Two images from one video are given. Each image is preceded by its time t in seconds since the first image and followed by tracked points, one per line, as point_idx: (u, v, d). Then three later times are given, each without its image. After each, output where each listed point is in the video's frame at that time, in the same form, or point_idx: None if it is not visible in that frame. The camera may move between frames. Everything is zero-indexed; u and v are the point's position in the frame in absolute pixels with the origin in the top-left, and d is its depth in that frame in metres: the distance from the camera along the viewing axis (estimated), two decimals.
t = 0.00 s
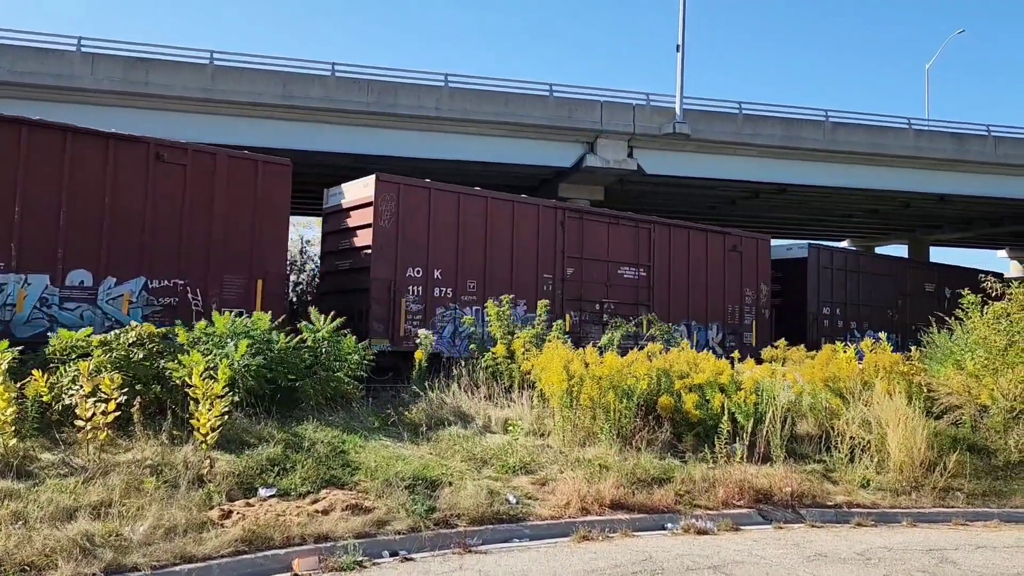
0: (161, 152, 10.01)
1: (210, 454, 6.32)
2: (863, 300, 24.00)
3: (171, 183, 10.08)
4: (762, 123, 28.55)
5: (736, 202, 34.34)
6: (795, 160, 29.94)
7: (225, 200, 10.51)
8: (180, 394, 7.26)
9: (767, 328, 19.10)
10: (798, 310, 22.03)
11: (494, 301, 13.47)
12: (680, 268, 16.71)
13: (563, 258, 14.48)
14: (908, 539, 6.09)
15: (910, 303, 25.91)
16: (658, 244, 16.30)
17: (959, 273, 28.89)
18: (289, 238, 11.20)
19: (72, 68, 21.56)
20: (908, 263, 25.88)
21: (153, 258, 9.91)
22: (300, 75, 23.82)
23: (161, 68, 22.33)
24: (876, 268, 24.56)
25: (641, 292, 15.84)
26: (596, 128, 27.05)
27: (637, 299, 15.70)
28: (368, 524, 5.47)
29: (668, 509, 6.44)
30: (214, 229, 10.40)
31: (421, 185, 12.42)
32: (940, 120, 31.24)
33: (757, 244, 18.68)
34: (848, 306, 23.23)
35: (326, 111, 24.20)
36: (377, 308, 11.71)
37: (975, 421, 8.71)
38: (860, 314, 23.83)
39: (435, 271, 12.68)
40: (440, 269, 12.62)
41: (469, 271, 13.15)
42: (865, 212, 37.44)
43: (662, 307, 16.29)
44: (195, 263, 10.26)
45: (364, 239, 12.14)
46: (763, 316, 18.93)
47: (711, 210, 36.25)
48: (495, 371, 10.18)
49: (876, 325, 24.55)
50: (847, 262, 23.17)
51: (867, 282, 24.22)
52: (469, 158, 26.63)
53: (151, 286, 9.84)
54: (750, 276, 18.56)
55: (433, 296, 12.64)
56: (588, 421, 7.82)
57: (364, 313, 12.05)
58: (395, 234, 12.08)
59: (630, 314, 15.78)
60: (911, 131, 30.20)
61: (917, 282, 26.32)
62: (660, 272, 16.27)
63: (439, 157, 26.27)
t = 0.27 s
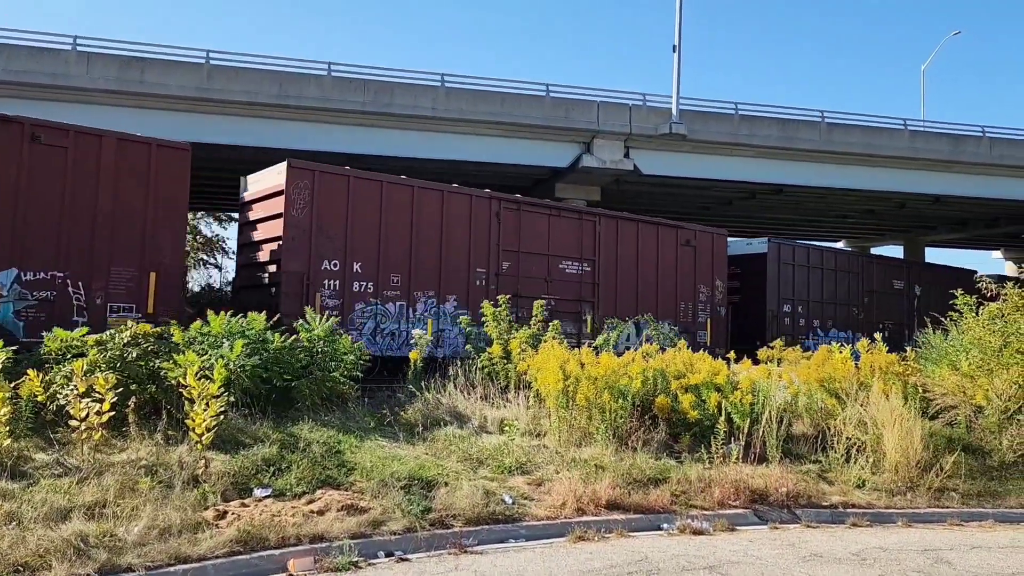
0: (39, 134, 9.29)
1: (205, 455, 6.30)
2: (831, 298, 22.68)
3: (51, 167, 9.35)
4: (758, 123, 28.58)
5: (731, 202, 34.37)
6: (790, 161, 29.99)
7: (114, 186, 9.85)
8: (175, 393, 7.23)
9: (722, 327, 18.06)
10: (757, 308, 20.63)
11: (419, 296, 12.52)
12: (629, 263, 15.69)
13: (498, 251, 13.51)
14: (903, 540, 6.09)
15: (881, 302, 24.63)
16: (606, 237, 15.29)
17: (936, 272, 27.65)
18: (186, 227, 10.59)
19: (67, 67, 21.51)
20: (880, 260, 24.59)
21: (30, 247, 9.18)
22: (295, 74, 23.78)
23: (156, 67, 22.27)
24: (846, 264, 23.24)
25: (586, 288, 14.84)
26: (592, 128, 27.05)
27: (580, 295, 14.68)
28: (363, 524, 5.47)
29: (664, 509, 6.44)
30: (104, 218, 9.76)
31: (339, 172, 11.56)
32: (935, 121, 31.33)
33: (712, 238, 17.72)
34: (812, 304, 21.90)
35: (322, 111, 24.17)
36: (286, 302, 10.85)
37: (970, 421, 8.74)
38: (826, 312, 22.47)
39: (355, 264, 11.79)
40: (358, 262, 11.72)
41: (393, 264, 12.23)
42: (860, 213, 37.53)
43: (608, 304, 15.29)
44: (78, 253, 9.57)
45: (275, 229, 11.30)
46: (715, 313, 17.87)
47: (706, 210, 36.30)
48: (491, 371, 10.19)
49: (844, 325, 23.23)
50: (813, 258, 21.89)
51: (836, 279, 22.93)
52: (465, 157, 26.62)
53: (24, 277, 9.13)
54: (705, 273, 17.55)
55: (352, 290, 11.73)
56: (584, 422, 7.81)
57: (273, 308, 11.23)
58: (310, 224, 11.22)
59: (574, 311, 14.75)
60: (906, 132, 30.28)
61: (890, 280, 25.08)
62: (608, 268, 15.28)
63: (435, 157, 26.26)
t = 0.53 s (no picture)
0: None
1: (200, 456, 6.28)
2: (795, 295, 21.26)
3: None
4: (754, 124, 28.64)
5: (727, 204, 34.42)
6: (787, 162, 30.04)
7: None
8: (171, 394, 7.21)
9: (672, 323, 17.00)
10: (713, 306, 19.24)
11: (336, 290, 11.63)
12: (571, 258, 14.79)
13: (426, 244, 12.61)
14: (899, 541, 6.10)
15: (851, 301, 23.14)
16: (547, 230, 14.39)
17: (913, 270, 26.13)
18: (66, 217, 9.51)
19: (63, 67, 21.47)
20: (850, 256, 23.13)
21: None
22: (292, 75, 23.77)
23: (152, 67, 22.23)
24: (813, 261, 21.82)
25: (524, 283, 13.95)
26: (589, 129, 27.07)
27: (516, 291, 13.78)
28: (360, 525, 5.45)
29: (660, 510, 6.44)
30: None
31: (245, 157, 10.67)
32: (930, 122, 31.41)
33: (662, 232, 16.77)
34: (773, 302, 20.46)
35: (319, 111, 24.16)
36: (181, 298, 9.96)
37: (966, 422, 8.75)
38: (787, 311, 20.96)
39: (263, 257, 10.91)
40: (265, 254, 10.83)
41: (307, 257, 11.34)
42: (857, 215, 37.61)
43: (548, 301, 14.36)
44: None
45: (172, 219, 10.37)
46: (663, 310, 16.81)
47: (703, 211, 36.35)
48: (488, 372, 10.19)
49: (809, 324, 21.72)
50: (774, 254, 20.51)
51: (802, 275, 21.49)
52: (462, 158, 26.62)
53: None
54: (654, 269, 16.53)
55: (260, 284, 10.84)
56: (581, 423, 7.82)
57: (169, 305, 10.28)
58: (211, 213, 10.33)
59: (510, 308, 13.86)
60: (902, 133, 30.36)
61: (860, 278, 23.59)
62: (549, 262, 14.39)
63: (431, 157, 26.26)
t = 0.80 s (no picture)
0: None
1: (197, 457, 6.28)
2: (756, 292, 19.79)
3: None
4: (751, 125, 28.66)
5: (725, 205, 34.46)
6: (784, 163, 30.08)
7: None
8: (167, 395, 7.20)
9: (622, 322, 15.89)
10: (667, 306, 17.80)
11: (240, 284, 10.66)
12: (510, 252, 13.79)
13: (345, 236, 11.64)
14: (896, 542, 6.10)
15: (816, 299, 21.68)
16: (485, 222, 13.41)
17: (883, 267, 24.67)
18: None
19: (59, 67, 21.43)
20: (815, 251, 21.65)
21: None
22: (289, 75, 23.73)
23: (149, 67, 22.19)
24: (776, 257, 20.33)
25: (455, 279, 12.96)
26: (586, 130, 27.08)
27: (446, 287, 12.78)
28: (356, 526, 5.44)
29: (656, 511, 6.44)
30: None
31: (138, 140, 9.76)
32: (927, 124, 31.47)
33: (612, 225, 15.65)
34: (730, 301, 18.95)
35: (316, 112, 24.14)
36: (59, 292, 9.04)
37: (962, 423, 8.74)
38: (747, 309, 19.47)
39: (159, 248, 9.98)
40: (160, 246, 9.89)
41: (207, 248, 10.37)
42: (853, 216, 37.67)
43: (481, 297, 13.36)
44: None
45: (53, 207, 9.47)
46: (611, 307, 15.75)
47: (700, 212, 36.40)
48: (485, 373, 10.20)
49: (769, 323, 20.24)
50: (733, 249, 19.03)
51: (763, 271, 20.01)
52: (460, 158, 26.62)
53: None
54: (602, 265, 15.46)
55: (153, 278, 9.89)
56: (577, 424, 7.88)
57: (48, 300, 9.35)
58: (96, 200, 9.42)
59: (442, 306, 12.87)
60: (899, 135, 30.39)
61: (827, 275, 22.12)
62: (486, 258, 13.42)
63: (428, 158, 26.25)
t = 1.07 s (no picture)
0: None
1: (194, 457, 6.27)
2: (713, 290, 18.56)
3: None
4: (749, 127, 28.70)
5: (722, 206, 34.51)
6: (781, 165, 30.13)
7: None
8: (164, 396, 7.19)
9: (563, 319, 15.06)
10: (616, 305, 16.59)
11: (131, 278, 9.58)
12: (441, 245, 12.89)
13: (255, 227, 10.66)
14: (893, 543, 6.11)
15: (777, 297, 20.43)
16: (413, 214, 12.50)
17: (850, 265, 23.30)
18: None
19: (56, 67, 21.40)
20: (777, 247, 20.40)
21: None
22: (287, 76, 23.73)
23: (146, 68, 22.17)
24: (733, 253, 19.12)
25: (380, 274, 12.04)
26: (583, 131, 27.11)
27: (369, 282, 11.85)
28: (353, 527, 5.44)
29: (653, 512, 6.44)
30: None
31: (14, 120, 8.69)
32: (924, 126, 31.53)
33: (554, 218, 14.87)
34: (685, 299, 17.72)
35: (313, 112, 24.14)
36: None
37: (960, 424, 8.75)
38: (703, 308, 18.23)
39: (38, 239, 8.88)
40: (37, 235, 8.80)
41: (95, 238, 9.30)
42: (851, 217, 37.74)
43: (409, 293, 12.44)
44: None
45: None
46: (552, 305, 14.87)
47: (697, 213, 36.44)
48: (482, 374, 10.20)
49: (727, 322, 18.99)
50: (688, 245, 17.83)
51: (721, 267, 18.78)
52: (457, 159, 26.63)
53: None
54: (541, 260, 14.64)
55: (28, 271, 8.79)
56: (575, 425, 7.88)
57: None
58: None
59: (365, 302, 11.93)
60: (896, 137, 30.45)
61: (789, 273, 20.88)
62: (415, 251, 12.51)
63: (425, 159, 26.26)
